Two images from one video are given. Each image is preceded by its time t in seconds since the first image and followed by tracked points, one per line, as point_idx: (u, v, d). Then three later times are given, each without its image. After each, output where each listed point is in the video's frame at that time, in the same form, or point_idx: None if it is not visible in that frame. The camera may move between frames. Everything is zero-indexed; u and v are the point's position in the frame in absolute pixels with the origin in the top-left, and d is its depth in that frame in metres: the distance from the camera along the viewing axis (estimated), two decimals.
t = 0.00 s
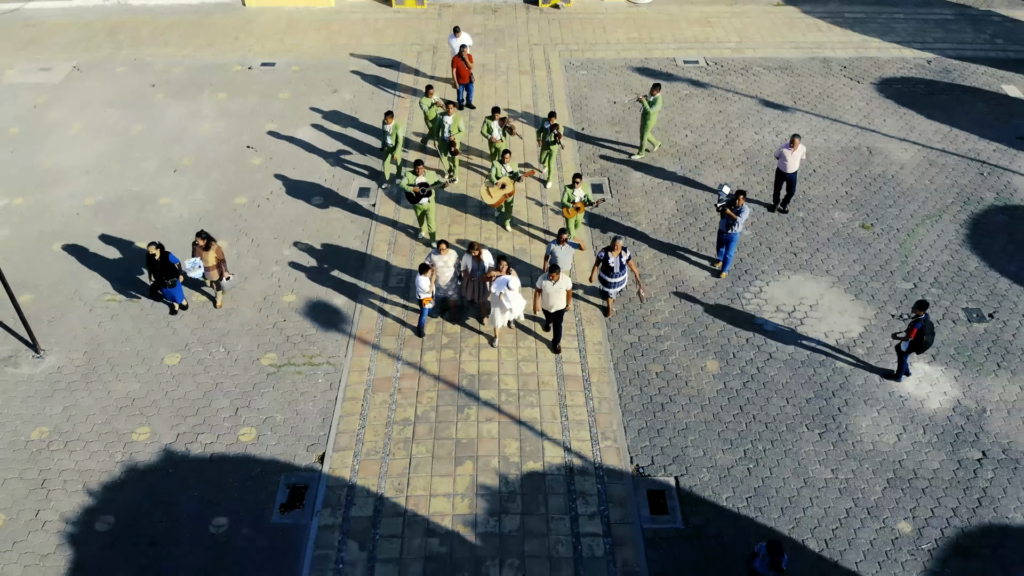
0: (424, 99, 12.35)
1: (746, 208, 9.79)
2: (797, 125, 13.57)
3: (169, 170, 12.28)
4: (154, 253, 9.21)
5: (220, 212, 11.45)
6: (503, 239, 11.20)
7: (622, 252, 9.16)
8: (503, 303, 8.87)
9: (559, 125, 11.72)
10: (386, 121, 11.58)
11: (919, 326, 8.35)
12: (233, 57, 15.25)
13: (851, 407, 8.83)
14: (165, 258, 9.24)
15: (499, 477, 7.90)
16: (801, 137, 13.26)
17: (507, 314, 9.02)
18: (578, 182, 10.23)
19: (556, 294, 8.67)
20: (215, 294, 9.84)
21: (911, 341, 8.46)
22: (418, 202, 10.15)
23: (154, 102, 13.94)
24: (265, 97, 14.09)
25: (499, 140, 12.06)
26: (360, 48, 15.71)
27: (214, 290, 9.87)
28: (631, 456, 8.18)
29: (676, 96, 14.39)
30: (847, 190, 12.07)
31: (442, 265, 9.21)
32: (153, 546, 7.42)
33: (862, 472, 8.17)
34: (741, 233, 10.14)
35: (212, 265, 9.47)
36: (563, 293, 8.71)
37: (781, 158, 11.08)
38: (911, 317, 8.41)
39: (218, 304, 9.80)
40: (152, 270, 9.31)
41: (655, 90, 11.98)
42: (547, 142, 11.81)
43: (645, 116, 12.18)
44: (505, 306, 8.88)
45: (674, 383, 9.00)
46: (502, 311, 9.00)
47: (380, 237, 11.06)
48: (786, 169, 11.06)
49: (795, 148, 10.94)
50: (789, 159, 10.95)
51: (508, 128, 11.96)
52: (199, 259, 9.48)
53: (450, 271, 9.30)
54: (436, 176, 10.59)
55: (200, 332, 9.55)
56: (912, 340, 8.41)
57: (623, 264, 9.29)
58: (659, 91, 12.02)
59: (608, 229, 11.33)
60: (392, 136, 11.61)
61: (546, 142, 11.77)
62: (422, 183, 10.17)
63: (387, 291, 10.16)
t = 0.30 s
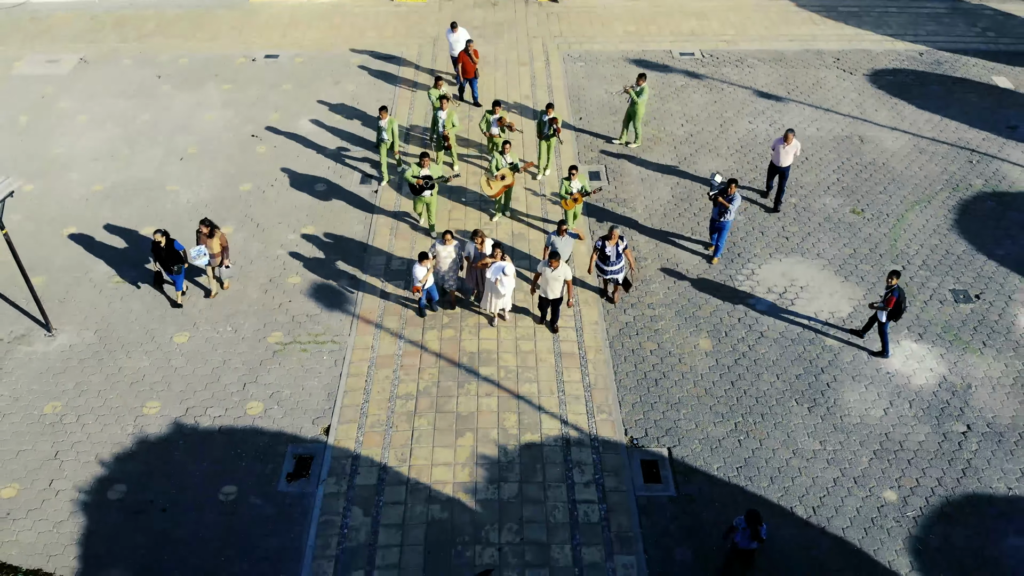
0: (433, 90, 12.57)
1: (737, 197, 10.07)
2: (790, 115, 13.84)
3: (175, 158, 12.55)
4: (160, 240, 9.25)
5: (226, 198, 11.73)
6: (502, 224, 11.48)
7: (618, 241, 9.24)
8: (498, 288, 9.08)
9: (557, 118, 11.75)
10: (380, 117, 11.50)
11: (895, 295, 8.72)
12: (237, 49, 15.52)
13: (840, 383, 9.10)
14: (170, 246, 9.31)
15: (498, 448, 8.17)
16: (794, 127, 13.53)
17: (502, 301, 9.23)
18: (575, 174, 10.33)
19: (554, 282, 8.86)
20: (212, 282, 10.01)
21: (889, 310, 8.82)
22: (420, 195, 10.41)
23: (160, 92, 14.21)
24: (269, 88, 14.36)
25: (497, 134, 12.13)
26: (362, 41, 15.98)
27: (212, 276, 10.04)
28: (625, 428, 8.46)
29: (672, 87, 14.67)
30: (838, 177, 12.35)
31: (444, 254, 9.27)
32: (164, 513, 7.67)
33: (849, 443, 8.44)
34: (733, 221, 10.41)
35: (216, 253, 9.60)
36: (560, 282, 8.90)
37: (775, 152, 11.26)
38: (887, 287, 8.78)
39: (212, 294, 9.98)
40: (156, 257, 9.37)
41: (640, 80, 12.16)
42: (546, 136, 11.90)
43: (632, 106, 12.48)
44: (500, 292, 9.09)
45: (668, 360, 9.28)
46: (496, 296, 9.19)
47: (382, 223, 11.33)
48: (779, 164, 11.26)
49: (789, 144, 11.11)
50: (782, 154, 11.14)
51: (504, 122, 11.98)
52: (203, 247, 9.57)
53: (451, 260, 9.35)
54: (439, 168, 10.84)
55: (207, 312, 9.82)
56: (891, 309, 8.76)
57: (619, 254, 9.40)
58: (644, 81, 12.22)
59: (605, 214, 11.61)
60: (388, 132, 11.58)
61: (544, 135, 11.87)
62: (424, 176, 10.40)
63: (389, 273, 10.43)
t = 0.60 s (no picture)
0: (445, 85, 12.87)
1: (732, 184, 10.18)
2: (785, 105, 14.10)
3: (182, 147, 12.81)
4: (166, 231, 9.50)
5: (232, 185, 11.99)
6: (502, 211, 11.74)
7: (618, 233, 9.39)
8: (497, 280, 9.15)
9: (553, 113, 11.94)
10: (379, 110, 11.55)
11: (877, 267, 9.04)
12: (242, 42, 15.78)
13: (830, 361, 9.36)
14: (175, 236, 9.54)
15: (498, 421, 8.44)
16: (788, 116, 13.79)
17: (501, 292, 9.26)
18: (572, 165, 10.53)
19: (549, 271, 8.96)
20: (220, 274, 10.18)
21: (873, 282, 9.13)
22: (421, 187, 10.63)
23: (166, 83, 14.47)
24: (273, 79, 14.62)
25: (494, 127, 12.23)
26: (364, 33, 16.25)
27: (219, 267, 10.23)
28: (621, 403, 8.72)
29: (669, 78, 14.93)
30: (831, 165, 12.62)
31: (445, 245, 9.35)
32: (175, 483, 7.93)
33: (838, 418, 8.69)
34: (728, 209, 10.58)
35: (220, 242, 9.79)
36: (555, 271, 9.00)
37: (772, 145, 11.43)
38: (867, 261, 9.11)
39: (222, 285, 10.13)
40: (163, 248, 9.61)
41: (626, 71, 12.44)
42: (542, 130, 12.08)
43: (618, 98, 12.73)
44: (499, 283, 9.16)
45: (663, 339, 9.54)
46: (496, 287, 9.27)
47: (384, 209, 11.60)
48: (776, 156, 11.38)
49: (786, 136, 11.22)
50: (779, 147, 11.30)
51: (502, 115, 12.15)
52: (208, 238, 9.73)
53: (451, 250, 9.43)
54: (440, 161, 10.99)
55: (215, 294, 10.09)
56: (876, 280, 9.08)
57: (619, 246, 9.51)
58: (628, 71, 12.48)
59: (602, 201, 11.87)
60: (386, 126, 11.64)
61: (541, 129, 12.05)
62: (425, 168, 10.59)
63: (391, 257, 10.69)
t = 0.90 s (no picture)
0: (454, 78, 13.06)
1: (723, 174, 10.36)
2: (780, 96, 14.35)
3: (188, 137, 13.06)
4: (171, 220, 9.56)
5: (237, 174, 12.24)
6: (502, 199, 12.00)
7: (619, 223, 9.53)
8: (498, 272, 9.38)
9: (551, 108, 12.14)
10: (379, 106, 11.67)
11: (861, 251, 9.27)
12: (245, 35, 16.02)
13: (821, 341, 9.60)
14: (181, 225, 9.63)
15: (498, 398, 8.68)
16: (783, 107, 14.03)
17: (502, 284, 9.48)
18: (573, 158, 10.62)
19: (540, 262, 9.18)
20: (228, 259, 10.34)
21: (858, 266, 9.37)
22: (420, 180, 10.63)
23: (172, 75, 14.71)
24: (277, 71, 14.88)
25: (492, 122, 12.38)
26: (366, 27, 16.50)
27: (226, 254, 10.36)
28: (617, 381, 8.97)
29: (666, 70, 15.17)
30: (824, 155, 12.86)
31: (445, 237, 9.53)
32: (185, 456, 8.17)
33: (828, 395, 8.94)
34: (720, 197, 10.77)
35: (225, 231, 9.85)
36: (547, 261, 9.22)
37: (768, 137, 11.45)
38: (850, 245, 9.34)
39: (230, 269, 10.38)
40: (168, 236, 9.70)
41: (609, 62, 12.66)
42: (540, 124, 12.28)
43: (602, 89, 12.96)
44: (500, 275, 9.40)
45: (659, 320, 9.79)
46: (496, 279, 9.47)
47: (387, 197, 11.85)
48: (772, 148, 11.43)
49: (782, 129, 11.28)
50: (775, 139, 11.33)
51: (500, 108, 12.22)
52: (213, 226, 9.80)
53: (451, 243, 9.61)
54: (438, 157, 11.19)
55: (222, 278, 10.33)
56: (860, 263, 9.30)
57: (619, 236, 9.69)
58: (611, 62, 12.70)
59: (599, 189, 12.12)
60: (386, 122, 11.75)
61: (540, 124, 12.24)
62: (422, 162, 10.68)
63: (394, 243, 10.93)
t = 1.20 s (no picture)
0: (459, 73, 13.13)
1: (712, 165, 10.56)
2: (775, 88, 14.59)
3: (193, 128, 13.29)
4: (175, 212, 9.75)
5: (242, 163, 12.47)
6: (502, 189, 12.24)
7: (617, 217, 9.63)
8: (497, 264, 9.34)
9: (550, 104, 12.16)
10: (381, 101, 11.78)
11: (847, 240, 9.50)
12: (249, 29, 16.26)
13: (814, 323, 9.84)
14: (184, 217, 9.80)
15: (498, 377, 8.92)
16: (778, 99, 14.27)
17: (500, 277, 9.48)
18: (575, 151, 10.64)
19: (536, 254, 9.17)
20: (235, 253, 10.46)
21: (842, 254, 9.63)
22: (421, 173, 10.73)
23: (177, 68, 14.95)
24: (280, 64, 15.11)
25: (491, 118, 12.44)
26: (368, 21, 16.73)
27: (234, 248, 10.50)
28: (614, 361, 9.20)
29: (664, 63, 15.40)
30: (818, 145, 13.10)
31: (445, 229, 9.71)
32: (193, 432, 8.40)
33: (820, 374, 9.17)
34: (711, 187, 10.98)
35: (232, 223, 10.03)
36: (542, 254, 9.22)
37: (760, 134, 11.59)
38: (836, 234, 9.56)
39: (240, 264, 10.42)
40: (171, 228, 9.88)
41: (593, 56, 12.79)
42: (540, 121, 12.31)
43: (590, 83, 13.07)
44: (499, 268, 9.37)
45: (655, 304, 10.03)
46: (495, 273, 9.44)
47: (389, 186, 12.09)
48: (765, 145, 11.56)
49: (773, 125, 11.44)
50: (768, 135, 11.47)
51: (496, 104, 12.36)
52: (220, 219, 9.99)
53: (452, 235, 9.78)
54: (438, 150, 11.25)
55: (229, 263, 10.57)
56: (846, 252, 9.56)
57: (617, 230, 9.76)
58: (597, 57, 12.83)
59: (597, 178, 12.36)
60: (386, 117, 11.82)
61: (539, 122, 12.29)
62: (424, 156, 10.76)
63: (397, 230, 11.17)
